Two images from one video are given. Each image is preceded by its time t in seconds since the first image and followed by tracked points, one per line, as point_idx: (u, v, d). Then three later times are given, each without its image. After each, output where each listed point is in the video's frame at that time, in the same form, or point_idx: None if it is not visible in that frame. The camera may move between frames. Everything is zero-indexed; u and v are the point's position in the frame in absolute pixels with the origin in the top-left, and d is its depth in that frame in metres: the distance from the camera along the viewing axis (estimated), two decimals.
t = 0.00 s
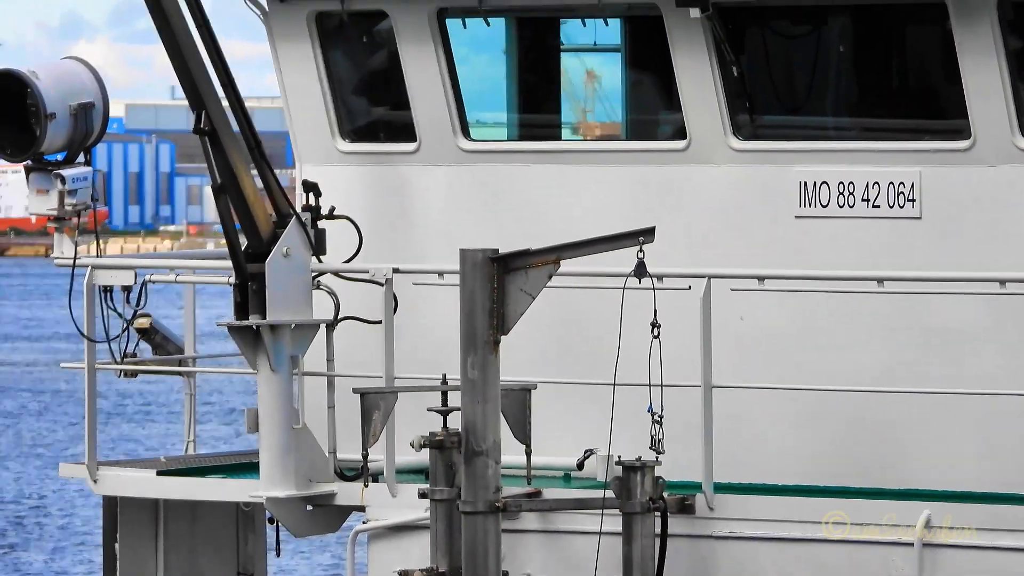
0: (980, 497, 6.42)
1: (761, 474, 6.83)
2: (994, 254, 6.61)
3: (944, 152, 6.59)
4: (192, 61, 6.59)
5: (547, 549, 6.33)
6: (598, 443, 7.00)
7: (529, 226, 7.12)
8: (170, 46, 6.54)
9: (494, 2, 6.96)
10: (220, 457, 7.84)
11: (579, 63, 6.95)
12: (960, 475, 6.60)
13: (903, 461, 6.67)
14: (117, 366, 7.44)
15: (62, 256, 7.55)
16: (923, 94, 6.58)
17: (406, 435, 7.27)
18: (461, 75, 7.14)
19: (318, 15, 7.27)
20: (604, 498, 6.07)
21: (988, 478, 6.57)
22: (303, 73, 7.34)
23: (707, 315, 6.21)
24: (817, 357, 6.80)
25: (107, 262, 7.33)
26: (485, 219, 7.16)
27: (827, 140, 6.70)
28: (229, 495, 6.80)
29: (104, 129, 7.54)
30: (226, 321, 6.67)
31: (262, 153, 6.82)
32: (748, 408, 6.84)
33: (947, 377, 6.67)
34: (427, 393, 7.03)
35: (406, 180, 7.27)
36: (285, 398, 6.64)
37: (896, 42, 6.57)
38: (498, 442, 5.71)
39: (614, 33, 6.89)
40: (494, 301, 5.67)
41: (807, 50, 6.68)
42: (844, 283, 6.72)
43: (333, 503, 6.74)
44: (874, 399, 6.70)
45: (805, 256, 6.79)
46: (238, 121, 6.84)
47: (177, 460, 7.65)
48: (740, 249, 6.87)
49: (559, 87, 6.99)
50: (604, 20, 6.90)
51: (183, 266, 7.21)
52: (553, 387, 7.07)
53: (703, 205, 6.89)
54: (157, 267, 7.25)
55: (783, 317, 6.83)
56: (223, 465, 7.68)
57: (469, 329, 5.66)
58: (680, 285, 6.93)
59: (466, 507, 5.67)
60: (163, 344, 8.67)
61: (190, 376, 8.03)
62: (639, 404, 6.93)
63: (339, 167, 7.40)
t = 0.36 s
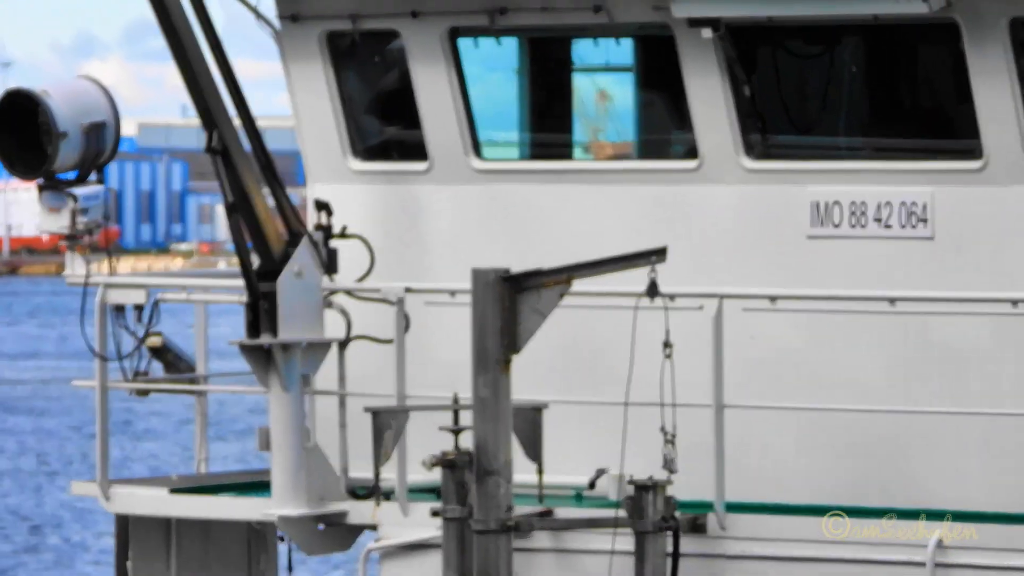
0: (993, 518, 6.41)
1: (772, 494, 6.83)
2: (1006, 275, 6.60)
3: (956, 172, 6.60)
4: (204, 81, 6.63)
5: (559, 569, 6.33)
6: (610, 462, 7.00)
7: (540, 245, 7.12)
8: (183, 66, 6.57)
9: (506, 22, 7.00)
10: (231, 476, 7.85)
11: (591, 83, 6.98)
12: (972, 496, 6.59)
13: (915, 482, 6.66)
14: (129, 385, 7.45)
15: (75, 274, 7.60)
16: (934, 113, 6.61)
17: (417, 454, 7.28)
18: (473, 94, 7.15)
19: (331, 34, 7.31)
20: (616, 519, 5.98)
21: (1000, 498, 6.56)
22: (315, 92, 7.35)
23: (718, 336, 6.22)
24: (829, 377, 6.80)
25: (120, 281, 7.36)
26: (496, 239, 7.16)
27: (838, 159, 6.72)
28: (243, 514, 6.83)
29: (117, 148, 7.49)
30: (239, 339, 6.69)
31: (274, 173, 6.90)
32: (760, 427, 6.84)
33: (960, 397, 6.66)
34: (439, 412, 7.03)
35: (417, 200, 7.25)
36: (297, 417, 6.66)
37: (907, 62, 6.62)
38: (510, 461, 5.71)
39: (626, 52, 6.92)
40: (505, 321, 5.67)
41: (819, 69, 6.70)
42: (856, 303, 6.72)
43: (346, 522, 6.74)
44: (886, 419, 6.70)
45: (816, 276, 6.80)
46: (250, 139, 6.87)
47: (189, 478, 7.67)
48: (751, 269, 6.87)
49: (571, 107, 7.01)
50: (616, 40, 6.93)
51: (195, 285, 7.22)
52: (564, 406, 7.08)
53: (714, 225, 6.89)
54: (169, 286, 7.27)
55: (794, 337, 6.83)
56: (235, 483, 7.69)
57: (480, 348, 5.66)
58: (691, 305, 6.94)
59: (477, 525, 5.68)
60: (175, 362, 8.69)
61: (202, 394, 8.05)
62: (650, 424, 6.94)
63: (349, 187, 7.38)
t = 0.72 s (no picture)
0: (1006, 530, 6.41)
1: (784, 507, 6.83)
2: (1018, 288, 6.61)
3: (969, 185, 6.62)
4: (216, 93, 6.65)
5: None
6: (622, 474, 7.01)
7: (552, 257, 7.12)
8: (195, 77, 6.59)
9: (518, 35, 7.02)
10: (243, 487, 7.87)
11: (603, 96, 6.98)
12: (985, 509, 6.59)
13: (928, 495, 6.66)
14: (142, 397, 7.47)
15: (86, 288, 7.57)
16: (946, 127, 6.62)
17: (429, 466, 7.29)
18: (486, 107, 7.16)
19: (343, 46, 7.29)
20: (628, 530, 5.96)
21: (1013, 512, 6.57)
22: (327, 104, 7.35)
23: (731, 349, 6.24)
24: (841, 390, 6.81)
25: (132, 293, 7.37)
26: (508, 251, 7.16)
27: (850, 172, 6.73)
28: (255, 526, 6.82)
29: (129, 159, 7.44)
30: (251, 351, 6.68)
31: (286, 185, 6.95)
32: (773, 441, 6.83)
33: (972, 410, 6.67)
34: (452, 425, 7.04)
35: (428, 213, 7.25)
36: (310, 429, 6.66)
37: (919, 75, 6.63)
38: (522, 473, 5.69)
39: (638, 65, 6.93)
40: (517, 334, 5.62)
41: (831, 82, 6.71)
42: (869, 316, 6.72)
43: (358, 533, 6.75)
44: (899, 433, 6.70)
45: (829, 289, 6.80)
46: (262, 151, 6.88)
47: (201, 490, 7.69)
48: (764, 282, 6.86)
49: (584, 120, 7.03)
50: (628, 53, 6.94)
51: (207, 297, 7.24)
52: (576, 418, 7.09)
53: (726, 238, 6.90)
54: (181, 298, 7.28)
55: (807, 350, 6.83)
56: (247, 495, 7.71)
57: (491, 361, 5.61)
58: (704, 317, 6.94)
59: (488, 538, 5.67)
60: (186, 374, 8.73)
61: (214, 406, 8.08)
62: (663, 436, 6.95)
63: (361, 199, 7.38)
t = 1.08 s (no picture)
0: (1023, 544, 6.41)
1: (800, 520, 6.81)
2: None
3: (985, 198, 6.61)
4: (230, 105, 6.58)
5: None
6: (637, 487, 7.01)
7: (568, 271, 7.13)
8: (209, 89, 6.53)
9: (533, 48, 7.00)
10: (259, 501, 7.88)
11: (618, 109, 6.99)
12: (1001, 523, 6.57)
13: (944, 509, 6.64)
14: (157, 410, 7.48)
15: (102, 300, 7.48)
16: (961, 140, 6.61)
17: (445, 479, 7.29)
18: (501, 120, 7.16)
19: (357, 60, 7.27)
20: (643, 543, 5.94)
21: None
22: (342, 118, 7.33)
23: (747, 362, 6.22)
24: (857, 404, 6.79)
25: (148, 306, 7.38)
26: (523, 264, 7.17)
27: (866, 185, 6.74)
28: (271, 540, 6.83)
29: (144, 173, 7.44)
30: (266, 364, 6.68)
31: (302, 199, 6.83)
32: (788, 454, 6.82)
33: (988, 424, 6.65)
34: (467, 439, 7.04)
35: (444, 227, 7.26)
36: (325, 442, 6.66)
37: (935, 89, 6.61)
38: (539, 486, 5.52)
39: (653, 79, 6.93)
40: (533, 347, 5.51)
41: (846, 96, 6.71)
42: (884, 329, 6.71)
43: (374, 546, 6.76)
44: (915, 446, 6.68)
45: (844, 302, 6.80)
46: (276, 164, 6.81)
47: (217, 503, 7.70)
48: (780, 296, 6.87)
49: (599, 134, 7.01)
50: (643, 66, 6.93)
51: (224, 311, 7.26)
52: (592, 432, 7.08)
53: (741, 252, 6.90)
54: (196, 311, 7.29)
55: (822, 363, 6.82)
56: (263, 508, 7.72)
57: (507, 374, 5.48)
58: (719, 330, 6.94)
59: (504, 552, 5.49)
60: (202, 387, 8.76)
61: (230, 419, 8.09)
62: (678, 450, 6.94)
63: (376, 212, 7.39)
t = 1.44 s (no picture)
0: None
1: (814, 533, 6.81)
2: None
3: (998, 211, 6.60)
4: (244, 118, 6.54)
5: None
6: (651, 499, 7.01)
7: (580, 283, 7.14)
8: (222, 101, 6.50)
9: (546, 60, 7.00)
10: (272, 512, 7.89)
11: (631, 121, 6.99)
12: (1015, 535, 6.57)
13: (958, 522, 6.64)
14: (170, 421, 7.48)
15: (114, 311, 7.36)
16: (974, 152, 6.62)
17: (458, 490, 7.30)
18: (515, 132, 7.16)
19: (371, 72, 7.27)
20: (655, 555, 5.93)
21: None
22: (355, 129, 7.33)
23: (760, 374, 6.22)
24: (871, 416, 6.79)
25: (161, 318, 7.40)
26: (537, 276, 7.18)
27: (879, 198, 6.74)
28: (283, 551, 6.84)
29: (156, 184, 7.46)
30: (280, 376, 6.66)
31: (315, 211, 6.79)
32: (802, 466, 6.82)
33: (1002, 437, 6.64)
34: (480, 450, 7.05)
35: (457, 238, 7.28)
36: (337, 454, 6.65)
37: (949, 102, 6.61)
38: (552, 497, 5.46)
39: (667, 91, 6.95)
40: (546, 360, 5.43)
41: (859, 108, 6.72)
42: (898, 341, 6.71)
43: (386, 558, 6.77)
44: (928, 459, 6.68)
45: (858, 314, 6.81)
46: (290, 176, 6.78)
47: (230, 515, 7.71)
48: (793, 308, 6.87)
49: (613, 146, 7.02)
50: (657, 78, 6.95)
51: (236, 321, 7.27)
52: (605, 444, 7.09)
53: (754, 264, 6.91)
54: (210, 323, 7.30)
55: (836, 376, 6.82)
56: (276, 520, 7.73)
57: (520, 386, 5.41)
58: (732, 342, 6.94)
59: (517, 563, 5.44)
60: (215, 400, 8.80)
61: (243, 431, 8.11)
62: (691, 462, 6.95)
63: (390, 224, 7.41)
